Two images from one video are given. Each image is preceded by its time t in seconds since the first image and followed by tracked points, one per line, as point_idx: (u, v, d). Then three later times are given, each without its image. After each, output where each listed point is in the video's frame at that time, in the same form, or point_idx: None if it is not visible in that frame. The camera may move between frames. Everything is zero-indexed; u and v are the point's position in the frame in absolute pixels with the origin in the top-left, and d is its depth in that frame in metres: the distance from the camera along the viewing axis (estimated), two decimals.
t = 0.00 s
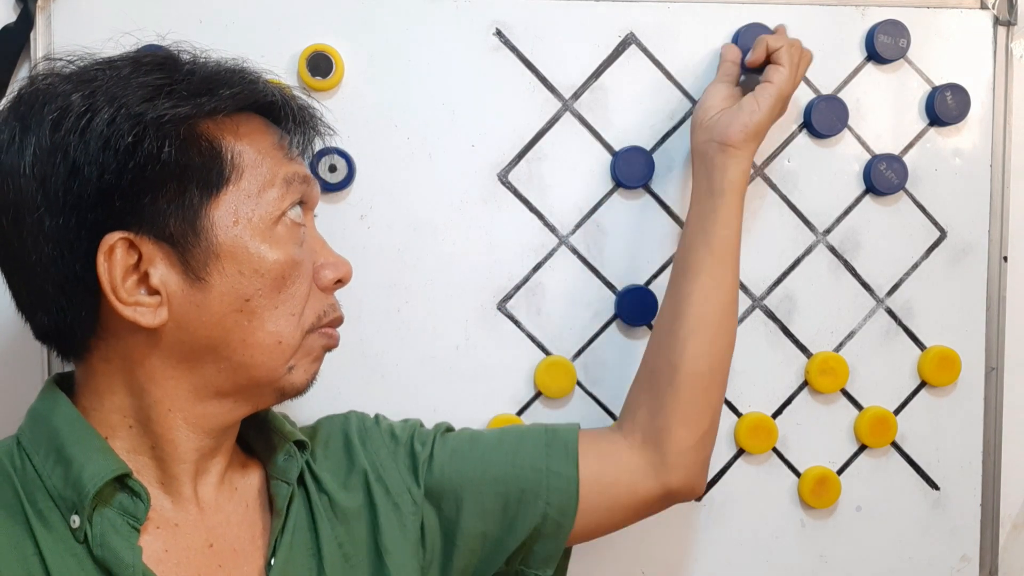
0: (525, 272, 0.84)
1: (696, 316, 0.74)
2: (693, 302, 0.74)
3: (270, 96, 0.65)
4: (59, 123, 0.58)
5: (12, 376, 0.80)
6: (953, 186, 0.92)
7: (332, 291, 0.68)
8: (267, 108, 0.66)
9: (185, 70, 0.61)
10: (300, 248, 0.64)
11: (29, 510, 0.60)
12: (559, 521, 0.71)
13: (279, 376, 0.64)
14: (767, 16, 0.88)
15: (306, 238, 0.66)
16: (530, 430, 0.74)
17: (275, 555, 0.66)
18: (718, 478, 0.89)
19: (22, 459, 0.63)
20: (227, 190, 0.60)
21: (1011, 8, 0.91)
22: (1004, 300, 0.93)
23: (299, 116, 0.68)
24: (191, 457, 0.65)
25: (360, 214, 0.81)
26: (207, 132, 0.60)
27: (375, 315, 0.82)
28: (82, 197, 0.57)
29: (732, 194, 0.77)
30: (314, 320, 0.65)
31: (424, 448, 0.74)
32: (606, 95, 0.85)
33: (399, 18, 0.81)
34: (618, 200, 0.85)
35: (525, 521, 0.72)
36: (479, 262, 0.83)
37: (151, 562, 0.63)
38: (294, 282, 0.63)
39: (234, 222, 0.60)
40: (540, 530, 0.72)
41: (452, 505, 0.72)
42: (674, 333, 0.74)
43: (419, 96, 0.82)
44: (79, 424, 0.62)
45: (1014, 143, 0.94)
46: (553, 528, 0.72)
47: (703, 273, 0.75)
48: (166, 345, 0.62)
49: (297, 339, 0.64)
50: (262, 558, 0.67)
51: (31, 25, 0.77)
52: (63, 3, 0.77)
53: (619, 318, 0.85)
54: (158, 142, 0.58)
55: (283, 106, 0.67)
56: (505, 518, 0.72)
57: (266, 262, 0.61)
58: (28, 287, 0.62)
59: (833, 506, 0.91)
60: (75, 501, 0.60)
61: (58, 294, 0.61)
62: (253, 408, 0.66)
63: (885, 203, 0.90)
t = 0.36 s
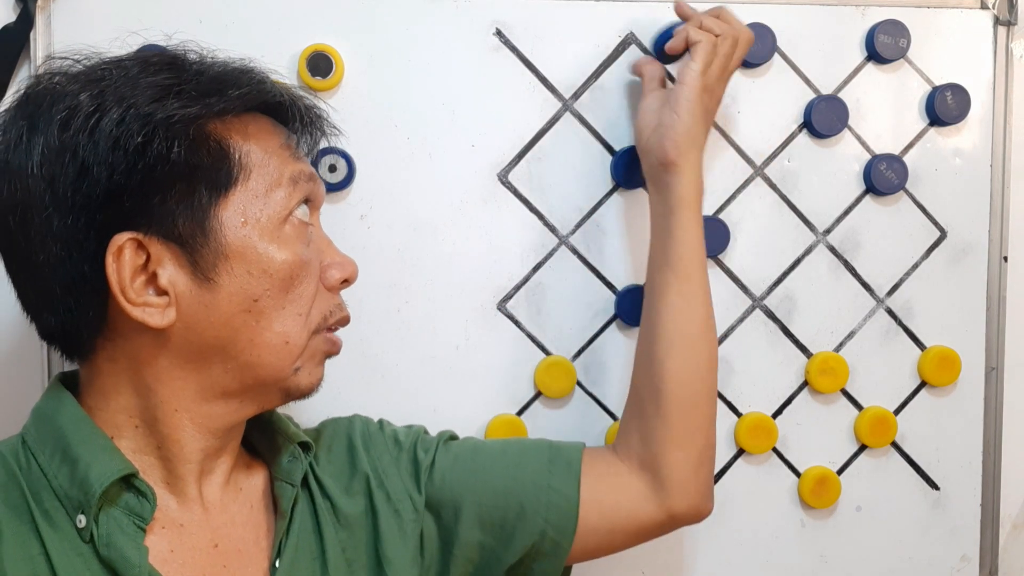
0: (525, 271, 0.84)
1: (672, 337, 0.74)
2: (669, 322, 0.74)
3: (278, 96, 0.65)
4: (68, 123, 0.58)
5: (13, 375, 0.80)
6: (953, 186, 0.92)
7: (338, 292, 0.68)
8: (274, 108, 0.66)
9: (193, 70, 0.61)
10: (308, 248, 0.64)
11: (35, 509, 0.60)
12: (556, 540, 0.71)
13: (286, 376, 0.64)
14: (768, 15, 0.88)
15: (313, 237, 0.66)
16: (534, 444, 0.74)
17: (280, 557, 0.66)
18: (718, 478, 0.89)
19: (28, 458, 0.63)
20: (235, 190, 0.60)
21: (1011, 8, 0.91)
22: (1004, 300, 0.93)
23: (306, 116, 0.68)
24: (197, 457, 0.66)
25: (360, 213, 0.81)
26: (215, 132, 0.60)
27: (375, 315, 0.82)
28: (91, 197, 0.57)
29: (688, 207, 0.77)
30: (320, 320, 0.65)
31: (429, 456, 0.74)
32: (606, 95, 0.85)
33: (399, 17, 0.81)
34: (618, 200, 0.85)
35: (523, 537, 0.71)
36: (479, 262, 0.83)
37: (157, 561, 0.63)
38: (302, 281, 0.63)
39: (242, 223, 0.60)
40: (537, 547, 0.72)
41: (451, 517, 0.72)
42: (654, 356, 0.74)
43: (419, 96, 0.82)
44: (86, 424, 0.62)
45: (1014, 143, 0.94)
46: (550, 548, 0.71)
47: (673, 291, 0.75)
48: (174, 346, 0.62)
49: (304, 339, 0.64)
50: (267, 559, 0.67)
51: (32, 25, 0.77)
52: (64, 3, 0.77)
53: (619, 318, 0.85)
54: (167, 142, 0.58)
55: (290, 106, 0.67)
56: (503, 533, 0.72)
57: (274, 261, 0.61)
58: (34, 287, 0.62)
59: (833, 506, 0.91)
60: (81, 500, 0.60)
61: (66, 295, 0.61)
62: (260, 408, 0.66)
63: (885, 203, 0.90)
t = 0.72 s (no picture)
0: (525, 271, 0.84)
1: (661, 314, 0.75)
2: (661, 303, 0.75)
3: (274, 96, 0.65)
4: (64, 123, 0.58)
5: (13, 376, 0.80)
6: (953, 186, 0.92)
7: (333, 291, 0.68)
8: (271, 108, 0.66)
9: (190, 70, 0.61)
10: (304, 247, 0.64)
11: (32, 509, 0.60)
12: (556, 523, 0.71)
13: (278, 376, 0.64)
14: (768, 15, 0.88)
15: (310, 237, 0.66)
16: (531, 430, 0.74)
17: (279, 554, 0.66)
18: (718, 478, 0.89)
19: (25, 459, 0.63)
20: (231, 190, 0.60)
21: (1011, 8, 0.91)
22: (1004, 300, 0.93)
23: (303, 117, 0.68)
24: (194, 457, 0.65)
25: (360, 213, 0.81)
26: (211, 132, 0.60)
27: (375, 315, 0.82)
28: (87, 197, 0.57)
29: (675, 184, 0.77)
30: (314, 319, 0.65)
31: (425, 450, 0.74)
32: (606, 95, 0.85)
33: (399, 17, 0.81)
34: (618, 200, 0.85)
35: (522, 523, 0.71)
36: (479, 262, 0.83)
37: (155, 561, 0.63)
38: (297, 281, 0.63)
39: (238, 222, 0.60)
40: (537, 532, 0.72)
41: (450, 505, 0.72)
42: (647, 339, 0.75)
43: (419, 96, 0.82)
44: (83, 424, 0.62)
45: (1014, 143, 0.94)
46: (550, 532, 0.71)
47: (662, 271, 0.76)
48: (169, 345, 0.62)
49: (297, 338, 0.64)
50: (266, 557, 0.67)
51: (31, 25, 0.77)
52: (64, 3, 0.77)
53: (619, 318, 0.85)
54: (164, 142, 0.58)
55: (287, 106, 0.67)
56: (502, 520, 0.72)
57: (269, 261, 0.61)
58: (32, 287, 0.62)
59: (833, 506, 0.91)
60: (78, 500, 0.60)
61: (62, 295, 0.61)
62: (253, 414, 0.66)
63: (885, 203, 0.90)
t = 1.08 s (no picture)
0: (525, 272, 0.84)
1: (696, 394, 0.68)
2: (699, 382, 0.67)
3: (293, 113, 0.64)
4: (73, 130, 0.57)
5: (14, 376, 0.80)
6: (953, 186, 0.92)
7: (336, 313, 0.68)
8: (291, 123, 0.64)
9: (207, 83, 0.60)
10: (309, 270, 0.63)
11: (20, 517, 0.60)
12: None
13: (274, 399, 0.64)
14: (768, 15, 0.87)
15: (316, 259, 0.65)
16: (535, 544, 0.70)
17: (278, 567, 0.67)
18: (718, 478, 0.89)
19: (15, 464, 0.63)
20: (239, 211, 0.59)
21: (1011, 8, 0.91)
22: (1004, 300, 0.93)
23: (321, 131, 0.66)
24: (184, 470, 0.66)
25: (360, 214, 0.81)
26: (226, 150, 0.59)
27: (375, 315, 0.82)
28: (93, 209, 0.57)
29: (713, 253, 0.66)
30: (314, 343, 0.65)
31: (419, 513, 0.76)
32: (606, 96, 0.85)
33: (399, 17, 0.81)
34: (618, 200, 0.85)
35: None
36: (479, 262, 0.83)
37: (143, 569, 0.63)
38: (300, 306, 0.63)
39: (244, 245, 0.60)
40: None
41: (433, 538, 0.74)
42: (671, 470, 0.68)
43: (419, 96, 0.82)
44: (70, 431, 0.62)
45: (1014, 143, 0.94)
46: None
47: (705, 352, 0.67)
48: (168, 361, 0.62)
49: (296, 362, 0.64)
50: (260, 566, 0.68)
51: (31, 24, 0.77)
52: (64, 3, 0.77)
53: (619, 318, 0.85)
54: (174, 159, 0.57)
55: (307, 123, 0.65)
56: None
57: (274, 286, 0.61)
58: (32, 291, 0.62)
59: (833, 506, 0.91)
60: (64, 510, 0.60)
61: (60, 302, 0.61)
62: (247, 430, 0.66)
63: (885, 203, 0.90)
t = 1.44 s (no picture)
0: (525, 272, 0.84)
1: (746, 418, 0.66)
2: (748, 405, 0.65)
3: (303, 129, 0.62)
4: (75, 143, 0.56)
5: (14, 376, 0.80)
6: (953, 186, 0.92)
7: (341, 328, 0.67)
8: (302, 138, 0.63)
9: (216, 96, 0.58)
10: (316, 289, 0.63)
11: (19, 522, 0.60)
12: None
13: (276, 418, 0.64)
14: (768, 15, 0.87)
15: (323, 276, 0.64)
16: None
17: None
18: (718, 479, 0.89)
19: (15, 468, 0.63)
20: (244, 231, 0.58)
21: (1011, 8, 0.91)
22: (1004, 300, 0.93)
23: (332, 143, 0.65)
24: (184, 481, 0.66)
25: (360, 214, 0.81)
26: (232, 168, 0.58)
27: (375, 315, 0.82)
28: (92, 228, 0.56)
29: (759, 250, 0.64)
30: (318, 361, 0.64)
31: (411, 547, 0.77)
32: (606, 95, 0.85)
33: (399, 18, 0.81)
34: (618, 200, 0.85)
35: None
36: (479, 262, 0.83)
37: None
38: (305, 326, 0.62)
39: (249, 266, 0.59)
40: None
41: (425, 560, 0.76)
42: None
43: (419, 96, 0.82)
44: (69, 437, 0.62)
45: (1014, 143, 0.94)
46: None
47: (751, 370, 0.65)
48: (169, 379, 0.61)
49: (300, 381, 0.63)
50: None
51: (31, 24, 0.77)
52: (65, 3, 0.77)
53: (619, 318, 0.85)
54: (177, 179, 0.56)
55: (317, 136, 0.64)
56: None
57: (278, 307, 0.60)
58: (34, 306, 0.61)
59: (833, 506, 0.91)
60: (61, 516, 0.60)
61: (58, 314, 0.60)
62: (249, 445, 0.66)
63: (885, 203, 0.90)
